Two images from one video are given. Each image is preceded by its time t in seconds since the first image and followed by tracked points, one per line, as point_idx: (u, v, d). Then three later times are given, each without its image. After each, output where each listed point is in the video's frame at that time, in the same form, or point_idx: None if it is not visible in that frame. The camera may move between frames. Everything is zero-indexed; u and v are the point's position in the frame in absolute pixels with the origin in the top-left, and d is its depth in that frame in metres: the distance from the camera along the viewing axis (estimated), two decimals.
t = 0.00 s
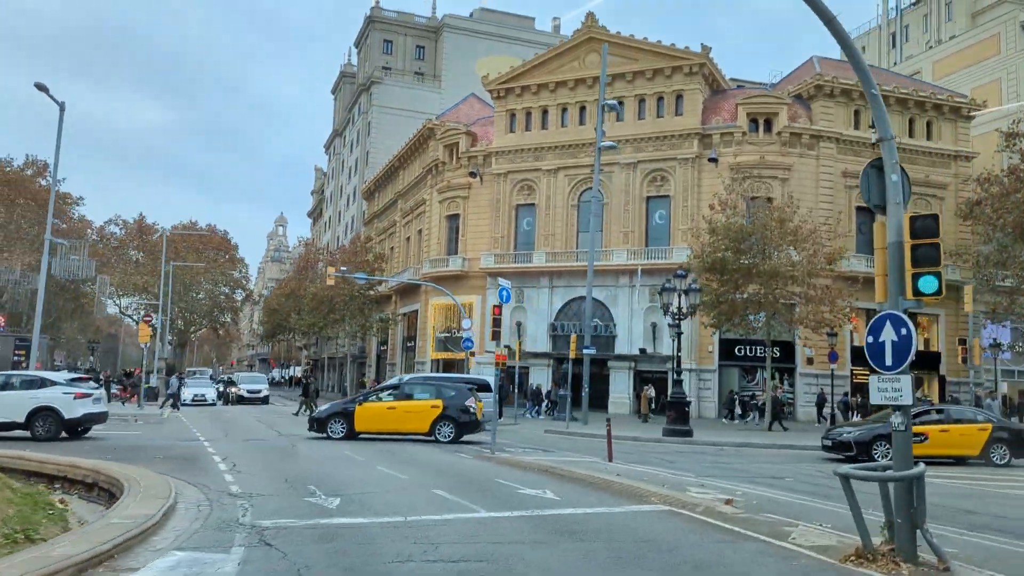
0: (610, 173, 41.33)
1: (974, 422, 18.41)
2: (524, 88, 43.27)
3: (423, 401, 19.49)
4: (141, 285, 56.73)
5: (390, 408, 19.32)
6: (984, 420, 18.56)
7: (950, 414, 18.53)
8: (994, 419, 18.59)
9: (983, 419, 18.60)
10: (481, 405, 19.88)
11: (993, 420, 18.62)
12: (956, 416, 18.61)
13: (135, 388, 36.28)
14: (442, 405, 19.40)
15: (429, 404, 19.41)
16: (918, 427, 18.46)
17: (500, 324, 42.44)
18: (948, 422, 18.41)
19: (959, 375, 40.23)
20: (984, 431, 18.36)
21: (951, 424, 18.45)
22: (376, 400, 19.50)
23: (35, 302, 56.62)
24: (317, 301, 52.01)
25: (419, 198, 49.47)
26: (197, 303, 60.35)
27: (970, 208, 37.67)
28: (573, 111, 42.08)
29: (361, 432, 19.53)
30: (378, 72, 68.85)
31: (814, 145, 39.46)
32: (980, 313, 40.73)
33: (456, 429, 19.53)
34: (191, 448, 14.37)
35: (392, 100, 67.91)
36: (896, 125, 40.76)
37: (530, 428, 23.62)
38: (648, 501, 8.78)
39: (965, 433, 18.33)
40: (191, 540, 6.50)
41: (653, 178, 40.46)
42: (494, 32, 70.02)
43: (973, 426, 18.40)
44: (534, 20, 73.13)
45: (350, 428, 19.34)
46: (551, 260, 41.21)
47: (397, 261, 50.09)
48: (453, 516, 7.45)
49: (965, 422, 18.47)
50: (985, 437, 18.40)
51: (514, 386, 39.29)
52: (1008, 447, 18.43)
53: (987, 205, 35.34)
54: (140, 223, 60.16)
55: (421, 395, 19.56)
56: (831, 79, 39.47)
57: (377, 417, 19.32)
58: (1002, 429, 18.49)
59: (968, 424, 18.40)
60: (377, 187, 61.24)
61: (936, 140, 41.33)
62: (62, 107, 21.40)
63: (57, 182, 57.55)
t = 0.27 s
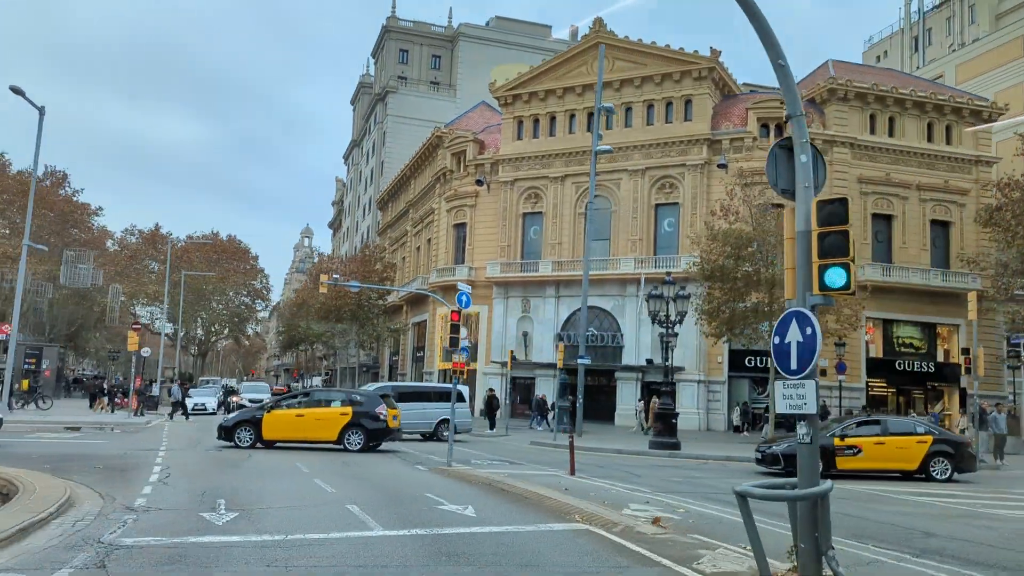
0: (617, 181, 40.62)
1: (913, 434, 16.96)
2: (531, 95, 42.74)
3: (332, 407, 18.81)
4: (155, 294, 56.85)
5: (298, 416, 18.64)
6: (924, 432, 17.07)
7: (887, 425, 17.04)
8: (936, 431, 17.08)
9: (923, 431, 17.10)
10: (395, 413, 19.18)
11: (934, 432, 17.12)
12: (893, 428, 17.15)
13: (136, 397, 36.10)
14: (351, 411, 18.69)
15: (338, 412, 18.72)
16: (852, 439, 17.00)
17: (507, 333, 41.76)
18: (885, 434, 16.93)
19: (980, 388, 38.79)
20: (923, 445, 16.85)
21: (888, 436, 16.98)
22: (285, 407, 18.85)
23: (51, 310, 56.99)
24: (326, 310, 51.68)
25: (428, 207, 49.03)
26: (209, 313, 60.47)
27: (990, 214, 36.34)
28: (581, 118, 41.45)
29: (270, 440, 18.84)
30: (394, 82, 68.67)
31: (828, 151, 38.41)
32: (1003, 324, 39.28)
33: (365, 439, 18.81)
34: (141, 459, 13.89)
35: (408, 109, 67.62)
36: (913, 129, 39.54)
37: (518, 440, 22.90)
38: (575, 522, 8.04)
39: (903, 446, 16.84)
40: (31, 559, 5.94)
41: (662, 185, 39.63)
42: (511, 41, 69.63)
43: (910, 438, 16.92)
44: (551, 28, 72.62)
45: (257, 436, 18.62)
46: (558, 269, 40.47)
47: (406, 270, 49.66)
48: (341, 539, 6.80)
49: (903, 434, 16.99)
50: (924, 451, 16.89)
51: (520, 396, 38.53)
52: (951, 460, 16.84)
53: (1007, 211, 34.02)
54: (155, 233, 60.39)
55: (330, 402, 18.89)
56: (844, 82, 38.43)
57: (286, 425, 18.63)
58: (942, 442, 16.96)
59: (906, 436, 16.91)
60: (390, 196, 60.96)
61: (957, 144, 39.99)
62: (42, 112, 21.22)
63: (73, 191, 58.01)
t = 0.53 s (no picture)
0: (631, 180, 39.75)
1: (843, 437, 16.11)
2: (544, 94, 42.15)
3: (244, 408, 18.51)
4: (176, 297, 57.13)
5: (210, 417, 18.27)
6: (856, 436, 16.22)
7: (816, 428, 16.23)
8: (869, 435, 16.19)
9: (855, 435, 16.24)
10: (309, 414, 18.90)
11: (868, 437, 16.21)
12: (823, 432, 16.34)
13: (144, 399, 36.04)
14: (262, 413, 18.40)
15: (250, 412, 18.42)
16: (777, 443, 16.26)
17: (520, 336, 41.14)
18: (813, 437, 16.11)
19: (1009, 393, 37.30)
20: (853, 449, 16.01)
21: (815, 440, 16.16)
22: (198, 408, 18.45)
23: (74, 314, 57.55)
24: (343, 314, 51.48)
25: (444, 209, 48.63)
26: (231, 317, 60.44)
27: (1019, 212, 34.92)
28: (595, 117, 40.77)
29: (183, 440, 18.49)
30: (415, 85, 68.49)
31: (847, 148, 37.25)
32: None
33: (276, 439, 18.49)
34: (97, 462, 13.51)
35: (428, 112, 67.34)
36: (939, 125, 38.16)
37: (511, 445, 22.27)
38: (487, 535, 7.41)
39: (830, 451, 16.02)
40: None
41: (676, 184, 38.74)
42: (532, 43, 69.16)
43: (839, 442, 16.07)
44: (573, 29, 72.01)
45: (169, 436, 18.26)
46: (571, 271, 39.75)
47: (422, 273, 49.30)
48: (209, 553, 6.26)
49: (832, 437, 16.16)
50: (854, 455, 16.04)
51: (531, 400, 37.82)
52: (882, 466, 15.92)
53: None
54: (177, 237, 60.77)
55: (242, 403, 18.56)
56: (865, 77, 37.25)
57: (197, 426, 18.23)
58: (874, 447, 16.06)
59: (835, 440, 16.09)
60: (409, 200, 60.74)
61: (984, 140, 38.53)
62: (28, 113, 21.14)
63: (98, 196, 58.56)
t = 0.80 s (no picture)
0: (655, 177, 38.77)
1: (768, 439, 15.32)
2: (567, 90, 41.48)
3: (166, 407, 18.42)
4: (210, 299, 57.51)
5: (132, 415, 18.17)
6: (781, 437, 15.42)
7: (739, 429, 15.44)
8: (795, 436, 15.40)
9: (781, 436, 15.44)
10: (233, 413, 18.75)
11: (793, 438, 15.46)
12: (749, 432, 15.52)
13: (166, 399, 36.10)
14: (183, 412, 18.30)
15: (172, 411, 18.34)
16: (697, 443, 15.41)
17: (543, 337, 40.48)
18: (735, 438, 15.36)
19: None
20: (776, 451, 15.24)
21: (738, 441, 15.39)
22: (121, 407, 18.39)
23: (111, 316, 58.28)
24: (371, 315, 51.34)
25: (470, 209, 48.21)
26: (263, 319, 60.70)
27: None
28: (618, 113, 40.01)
29: (107, 440, 18.35)
30: (447, 86, 68.30)
31: (880, 140, 35.89)
32: None
33: (197, 439, 18.35)
34: (66, 462, 13.28)
35: (460, 113, 67.02)
36: (978, 116, 36.52)
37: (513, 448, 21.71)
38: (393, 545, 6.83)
39: (752, 453, 15.25)
40: None
41: (701, 180, 37.77)
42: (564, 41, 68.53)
43: (763, 443, 15.28)
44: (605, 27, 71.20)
45: (93, 435, 18.12)
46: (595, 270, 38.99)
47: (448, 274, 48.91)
48: (66, 568, 5.79)
49: (757, 439, 15.37)
50: (778, 457, 15.26)
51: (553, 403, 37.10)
52: (807, 469, 15.15)
53: None
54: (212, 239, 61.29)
55: (165, 402, 18.47)
56: (898, 66, 35.87)
57: (119, 424, 18.15)
58: (800, 449, 15.26)
59: (759, 441, 15.31)
60: (439, 201, 60.52)
61: None
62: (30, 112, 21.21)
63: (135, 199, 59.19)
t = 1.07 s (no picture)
0: (678, 172, 37.91)
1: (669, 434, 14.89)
2: (590, 85, 40.81)
3: (91, 404, 18.56)
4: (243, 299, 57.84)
5: (56, 412, 18.40)
6: (688, 434, 14.91)
7: (645, 425, 15.08)
8: (703, 433, 14.88)
9: (689, 433, 14.95)
10: (157, 410, 18.78)
11: (701, 435, 14.92)
12: (656, 429, 15.11)
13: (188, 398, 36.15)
14: (105, 408, 18.42)
15: (95, 407, 18.46)
16: (601, 440, 15.12)
17: (567, 336, 39.82)
18: (639, 434, 14.99)
19: None
20: (681, 447, 14.74)
21: (643, 438, 15.01)
22: (48, 403, 18.65)
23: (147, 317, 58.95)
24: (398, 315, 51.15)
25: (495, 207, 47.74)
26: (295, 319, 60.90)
27: None
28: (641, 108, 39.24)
29: (32, 437, 18.66)
30: (476, 85, 67.97)
31: (911, 130, 34.58)
32: None
33: (118, 434, 18.47)
34: (35, 462, 13.08)
35: (489, 111, 66.65)
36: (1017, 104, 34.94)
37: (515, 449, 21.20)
38: None
39: (656, 450, 14.83)
40: None
41: (725, 175, 36.83)
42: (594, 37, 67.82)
43: (666, 441, 14.82)
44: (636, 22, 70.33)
45: (17, 432, 18.52)
46: (618, 268, 38.25)
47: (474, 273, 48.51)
48: None
49: (661, 435, 14.96)
50: (684, 454, 14.75)
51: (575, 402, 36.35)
52: (712, 467, 14.55)
53: None
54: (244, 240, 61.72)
55: (89, 397, 18.61)
56: (931, 53, 34.52)
57: (43, 420, 18.43)
58: (706, 446, 14.70)
59: (663, 437, 14.90)
60: (468, 200, 60.20)
61: None
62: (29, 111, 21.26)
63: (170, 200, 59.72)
